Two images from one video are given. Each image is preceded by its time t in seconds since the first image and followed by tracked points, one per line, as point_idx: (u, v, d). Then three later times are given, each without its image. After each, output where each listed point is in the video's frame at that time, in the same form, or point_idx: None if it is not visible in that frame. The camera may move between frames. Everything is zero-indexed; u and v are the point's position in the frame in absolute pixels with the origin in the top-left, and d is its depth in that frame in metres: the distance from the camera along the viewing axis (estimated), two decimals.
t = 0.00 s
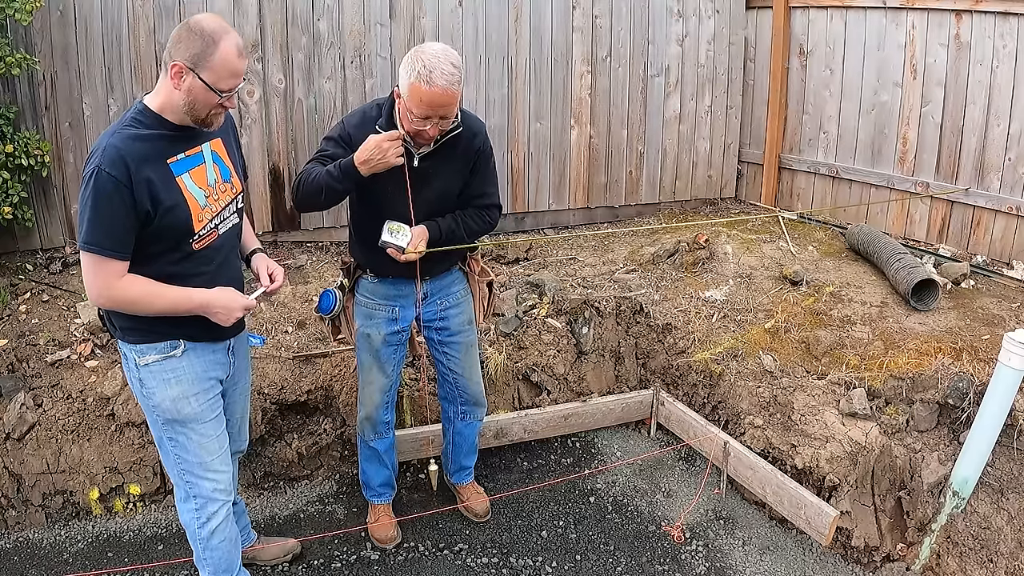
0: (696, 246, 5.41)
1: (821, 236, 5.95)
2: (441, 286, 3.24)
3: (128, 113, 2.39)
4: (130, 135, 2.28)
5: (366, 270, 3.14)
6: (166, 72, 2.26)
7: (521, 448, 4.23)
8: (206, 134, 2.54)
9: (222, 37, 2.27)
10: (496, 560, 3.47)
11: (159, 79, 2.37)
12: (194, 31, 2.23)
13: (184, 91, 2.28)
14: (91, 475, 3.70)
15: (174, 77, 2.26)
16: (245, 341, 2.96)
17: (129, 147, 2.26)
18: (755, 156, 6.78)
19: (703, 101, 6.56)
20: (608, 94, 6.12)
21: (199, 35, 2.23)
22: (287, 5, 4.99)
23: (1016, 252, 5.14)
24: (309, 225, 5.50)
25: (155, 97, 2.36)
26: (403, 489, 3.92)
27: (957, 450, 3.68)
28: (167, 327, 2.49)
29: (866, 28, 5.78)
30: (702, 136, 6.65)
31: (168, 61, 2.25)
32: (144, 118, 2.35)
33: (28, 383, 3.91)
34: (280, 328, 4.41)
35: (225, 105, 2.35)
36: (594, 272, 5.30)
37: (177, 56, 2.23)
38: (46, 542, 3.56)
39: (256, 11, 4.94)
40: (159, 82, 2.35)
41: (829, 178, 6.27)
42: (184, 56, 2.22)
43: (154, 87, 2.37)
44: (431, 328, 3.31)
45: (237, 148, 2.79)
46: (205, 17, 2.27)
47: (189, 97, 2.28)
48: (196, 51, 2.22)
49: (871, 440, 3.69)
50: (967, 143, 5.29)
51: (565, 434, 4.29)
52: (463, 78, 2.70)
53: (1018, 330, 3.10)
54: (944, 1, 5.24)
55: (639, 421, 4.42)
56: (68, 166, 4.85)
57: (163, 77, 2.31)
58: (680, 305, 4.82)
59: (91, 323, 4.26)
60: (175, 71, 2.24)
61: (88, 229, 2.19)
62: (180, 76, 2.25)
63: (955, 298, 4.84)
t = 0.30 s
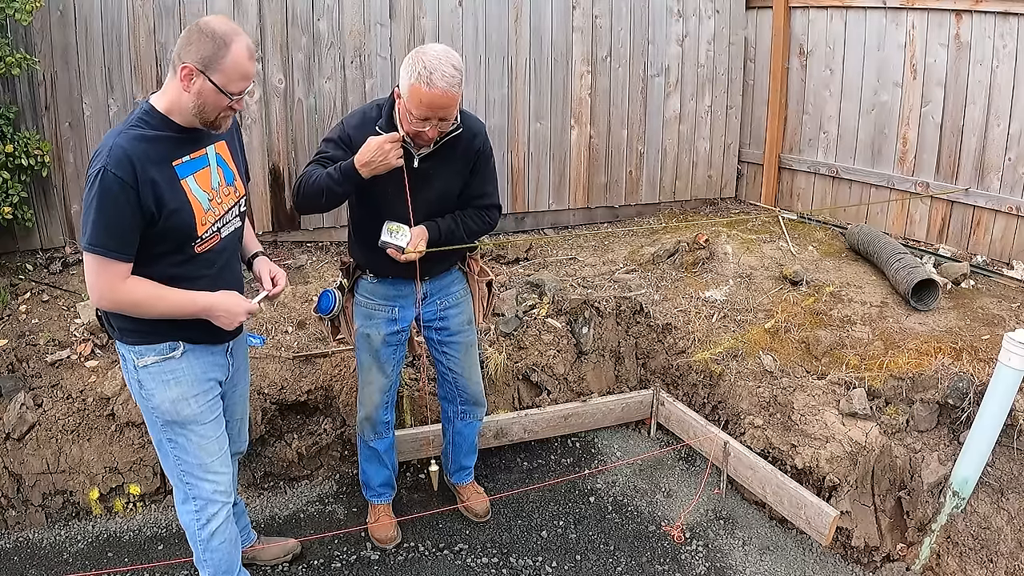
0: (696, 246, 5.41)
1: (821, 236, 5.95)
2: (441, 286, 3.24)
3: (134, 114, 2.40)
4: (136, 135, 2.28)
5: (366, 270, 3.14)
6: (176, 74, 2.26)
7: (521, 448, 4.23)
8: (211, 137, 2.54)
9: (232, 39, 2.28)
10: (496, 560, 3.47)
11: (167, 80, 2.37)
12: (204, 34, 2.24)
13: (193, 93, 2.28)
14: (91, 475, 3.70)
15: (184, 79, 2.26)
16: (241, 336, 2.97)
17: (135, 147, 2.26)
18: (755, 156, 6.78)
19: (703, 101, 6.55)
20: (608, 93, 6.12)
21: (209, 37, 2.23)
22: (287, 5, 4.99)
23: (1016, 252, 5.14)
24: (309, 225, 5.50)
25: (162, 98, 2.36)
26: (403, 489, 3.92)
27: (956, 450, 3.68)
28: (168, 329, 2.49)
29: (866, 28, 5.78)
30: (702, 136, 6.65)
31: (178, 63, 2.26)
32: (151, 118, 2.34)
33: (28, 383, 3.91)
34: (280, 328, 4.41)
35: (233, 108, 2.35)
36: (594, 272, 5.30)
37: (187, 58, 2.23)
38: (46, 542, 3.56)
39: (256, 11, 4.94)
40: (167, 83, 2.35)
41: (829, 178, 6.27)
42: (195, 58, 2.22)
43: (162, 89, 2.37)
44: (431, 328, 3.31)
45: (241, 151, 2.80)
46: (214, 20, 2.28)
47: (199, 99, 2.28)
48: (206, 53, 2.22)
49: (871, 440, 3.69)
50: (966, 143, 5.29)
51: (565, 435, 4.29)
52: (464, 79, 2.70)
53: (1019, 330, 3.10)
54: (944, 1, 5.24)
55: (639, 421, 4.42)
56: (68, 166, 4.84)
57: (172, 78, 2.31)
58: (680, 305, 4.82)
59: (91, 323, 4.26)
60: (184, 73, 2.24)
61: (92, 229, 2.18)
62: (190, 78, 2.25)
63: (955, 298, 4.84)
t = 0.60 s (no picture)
0: (696, 246, 5.42)
1: (821, 236, 5.95)
2: (442, 286, 3.24)
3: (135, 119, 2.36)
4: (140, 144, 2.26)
5: (366, 270, 3.14)
6: (188, 80, 2.24)
7: (521, 448, 4.23)
8: (217, 144, 2.53)
9: (248, 45, 2.27)
10: (496, 560, 3.47)
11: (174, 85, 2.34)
12: (218, 40, 2.23)
13: (205, 101, 2.26)
14: (91, 475, 3.70)
15: (197, 86, 2.24)
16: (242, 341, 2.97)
17: (140, 157, 2.24)
18: (755, 156, 6.78)
19: (703, 101, 6.55)
20: (608, 93, 6.12)
21: (224, 43, 2.22)
22: (287, 5, 4.99)
23: (1016, 252, 5.14)
24: (309, 225, 5.50)
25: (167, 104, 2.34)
26: (403, 488, 3.92)
27: (957, 450, 3.68)
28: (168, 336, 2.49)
29: (866, 28, 5.78)
30: (702, 136, 6.65)
31: (191, 70, 2.24)
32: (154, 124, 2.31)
33: (28, 383, 3.91)
34: (280, 328, 4.41)
35: (246, 116, 2.35)
36: (594, 272, 5.30)
37: (200, 64, 2.21)
38: (46, 542, 3.56)
39: (256, 11, 4.94)
40: (175, 88, 2.32)
41: (829, 178, 6.27)
42: (209, 66, 2.21)
43: (169, 94, 2.34)
44: (431, 328, 3.31)
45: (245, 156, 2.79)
46: (227, 25, 2.27)
47: (211, 106, 2.27)
48: (221, 60, 2.21)
49: (871, 440, 3.69)
50: (966, 143, 5.29)
51: (565, 434, 4.29)
52: (464, 78, 2.70)
53: (1019, 330, 3.10)
54: (944, 1, 5.24)
55: (639, 421, 4.42)
56: (68, 166, 4.84)
57: (183, 84, 2.29)
58: (680, 305, 4.82)
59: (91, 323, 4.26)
60: (197, 80, 2.22)
61: (96, 240, 2.17)
62: (203, 85, 2.23)
63: (955, 298, 4.84)
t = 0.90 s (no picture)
0: (696, 246, 5.42)
1: (821, 236, 5.95)
2: (442, 286, 3.24)
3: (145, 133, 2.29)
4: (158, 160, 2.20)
5: (366, 270, 3.14)
6: (212, 95, 2.20)
7: (521, 448, 4.23)
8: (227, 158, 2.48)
9: (278, 65, 2.25)
10: (496, 560, 3.47)
11: (191, 96, 2.29)
12: (246, 55, 2.19)
13: (227, 118, 2.23)
14: (91, 475, 3.70)
15: (220, 102, 2.20)
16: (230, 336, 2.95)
17: (159, 173, 2.19)
18: (755, 156, 6.78)
19: (703, 101, 6.56)
20: (608, 93, 6.12)
21: (255, 60, 2.19)
22: (287, 6, 4.99)
23: (1016, 252, 5.14)
24: (309, 225, 5.50)
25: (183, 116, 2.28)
26: (403, 488, 3.92)
27: (956, 450, 3.68)
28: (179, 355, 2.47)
29: (866, 28, 5.78)
30: (702, 136, 6.65)
31: (216, 85, 2.20)
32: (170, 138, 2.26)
33: (28, 383, 3.91)
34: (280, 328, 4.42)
35: (265, 135, 2.33)
36: (594, 272, 5.30)
37: (227, 80, 2.18)
38: (46, 542, 3.56)
39: (256, 11, 4.94)
40: (194, 100, 2.27)
41: (829, 178, 6.27)
42: (236, 83, 2.18)
43: (185, 105, 2.29)
44: (432, 328, 3.31)
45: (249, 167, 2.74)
46: (255, 40, 2.24)
47: (234, 123, 2.23)
48: (250, 76, 2.18)
49: (871, 440, 3.69)
50: (967, 143, 5.29)
51: (565, 434, 4.29)
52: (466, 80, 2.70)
53: (1019, 330, 3.10)
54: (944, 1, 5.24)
55: (639, 421, 4.42)
56: (68, 166, 4.84)
57: (204, 97, 2.24)
58: (680, 305, 4.82)
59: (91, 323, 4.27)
60: (223, 96, 2.19)
61: (116, 262, 2.10)
62: (228, 100, 2.20)
63: (955, 298, 4.84)
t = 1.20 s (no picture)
0: (696, 246, 5.41)
1: (821, 236, 5.95)
2: (442, 286, 3.24)
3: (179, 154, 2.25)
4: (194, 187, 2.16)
5: (366, 271, 3.14)
6: (253, 132, 2.16)
7: (521, 448, 4.23)
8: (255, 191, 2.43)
9: (321, 107, 2.22)
10: (496, 560, 3.47)
11: (228, 128, 2.24)
12: (290, 95, 2.15)
13: (266, 157, 2.19)
14: (91, 475, 3.69)
15: (260, 140, 2.16)
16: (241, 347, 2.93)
17: (194, 202, 2.15)
18: (755, 156, 6.78)
19: (703, 101, 6.55)
20: (608, 93, 6.12)
21: (299, 102, 2.16)
22: (287, 6, 4.99)
23: (1016, 252, 5.14)
24: (309, 225, 5.50)
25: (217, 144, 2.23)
26: (403, 488, 3.92)
27: (956, 450, 3.68)
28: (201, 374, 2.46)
29: (866, 28, 5.78)
30: (702, 136, 6.65)
31: (258, 123, 2.16)
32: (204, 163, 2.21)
33: (28, 383, 3.91)
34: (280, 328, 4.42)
35: (300, 175, 2.29)
36: (594, 272, 5.30)
37: (270, 119, 2.14)
38: (46, 542, 3.56)
39: (256, 11, 4.94)
40: (231, 132, 2.22)
41: (829, 178, 6.27)
42: (279, 123, 2.14)
43: (221, 135, 2.24)
44: (432, 328, 3.30)
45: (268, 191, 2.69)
46: (299, 79, 2.20)
47: (272, 163, 2.19)
48: (293, 118, 2.15)
49: (871, 440, 3.69)
50: (967, 143, 5.29)
51: (565, 434, 4.29)
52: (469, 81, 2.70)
53: (1019, 330, 3.10)
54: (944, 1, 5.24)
55: (639, 421, 4.42)
56: (68, 166, 4.84)
57: (244, 134, 2.19)
58: (680, 305, 4.82)
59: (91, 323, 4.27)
60: (263, 135, 2.15)
61: (147, 288, 2.06)
62: (267, 140, 2.16)
63: (955, 298, 4.84)
